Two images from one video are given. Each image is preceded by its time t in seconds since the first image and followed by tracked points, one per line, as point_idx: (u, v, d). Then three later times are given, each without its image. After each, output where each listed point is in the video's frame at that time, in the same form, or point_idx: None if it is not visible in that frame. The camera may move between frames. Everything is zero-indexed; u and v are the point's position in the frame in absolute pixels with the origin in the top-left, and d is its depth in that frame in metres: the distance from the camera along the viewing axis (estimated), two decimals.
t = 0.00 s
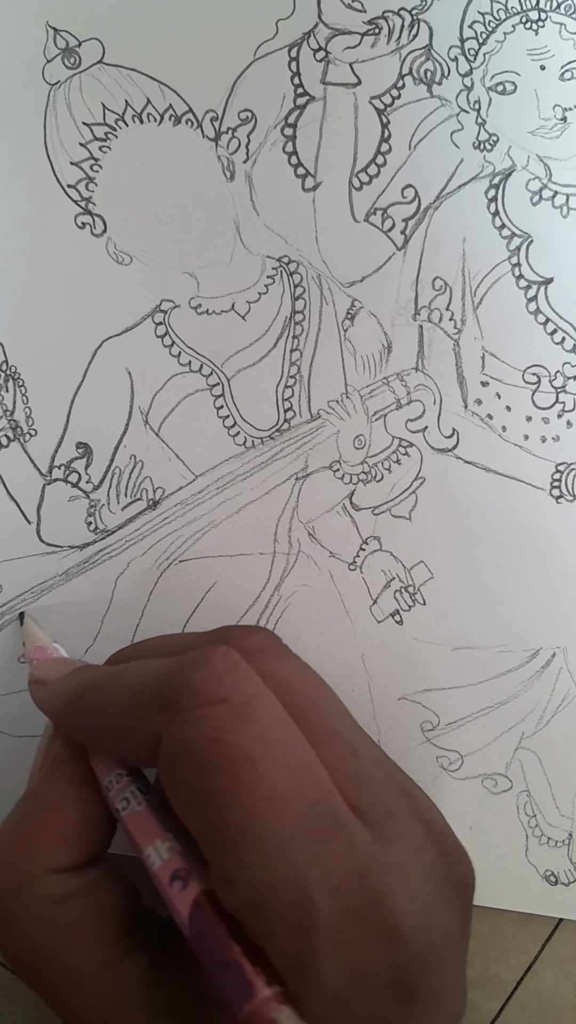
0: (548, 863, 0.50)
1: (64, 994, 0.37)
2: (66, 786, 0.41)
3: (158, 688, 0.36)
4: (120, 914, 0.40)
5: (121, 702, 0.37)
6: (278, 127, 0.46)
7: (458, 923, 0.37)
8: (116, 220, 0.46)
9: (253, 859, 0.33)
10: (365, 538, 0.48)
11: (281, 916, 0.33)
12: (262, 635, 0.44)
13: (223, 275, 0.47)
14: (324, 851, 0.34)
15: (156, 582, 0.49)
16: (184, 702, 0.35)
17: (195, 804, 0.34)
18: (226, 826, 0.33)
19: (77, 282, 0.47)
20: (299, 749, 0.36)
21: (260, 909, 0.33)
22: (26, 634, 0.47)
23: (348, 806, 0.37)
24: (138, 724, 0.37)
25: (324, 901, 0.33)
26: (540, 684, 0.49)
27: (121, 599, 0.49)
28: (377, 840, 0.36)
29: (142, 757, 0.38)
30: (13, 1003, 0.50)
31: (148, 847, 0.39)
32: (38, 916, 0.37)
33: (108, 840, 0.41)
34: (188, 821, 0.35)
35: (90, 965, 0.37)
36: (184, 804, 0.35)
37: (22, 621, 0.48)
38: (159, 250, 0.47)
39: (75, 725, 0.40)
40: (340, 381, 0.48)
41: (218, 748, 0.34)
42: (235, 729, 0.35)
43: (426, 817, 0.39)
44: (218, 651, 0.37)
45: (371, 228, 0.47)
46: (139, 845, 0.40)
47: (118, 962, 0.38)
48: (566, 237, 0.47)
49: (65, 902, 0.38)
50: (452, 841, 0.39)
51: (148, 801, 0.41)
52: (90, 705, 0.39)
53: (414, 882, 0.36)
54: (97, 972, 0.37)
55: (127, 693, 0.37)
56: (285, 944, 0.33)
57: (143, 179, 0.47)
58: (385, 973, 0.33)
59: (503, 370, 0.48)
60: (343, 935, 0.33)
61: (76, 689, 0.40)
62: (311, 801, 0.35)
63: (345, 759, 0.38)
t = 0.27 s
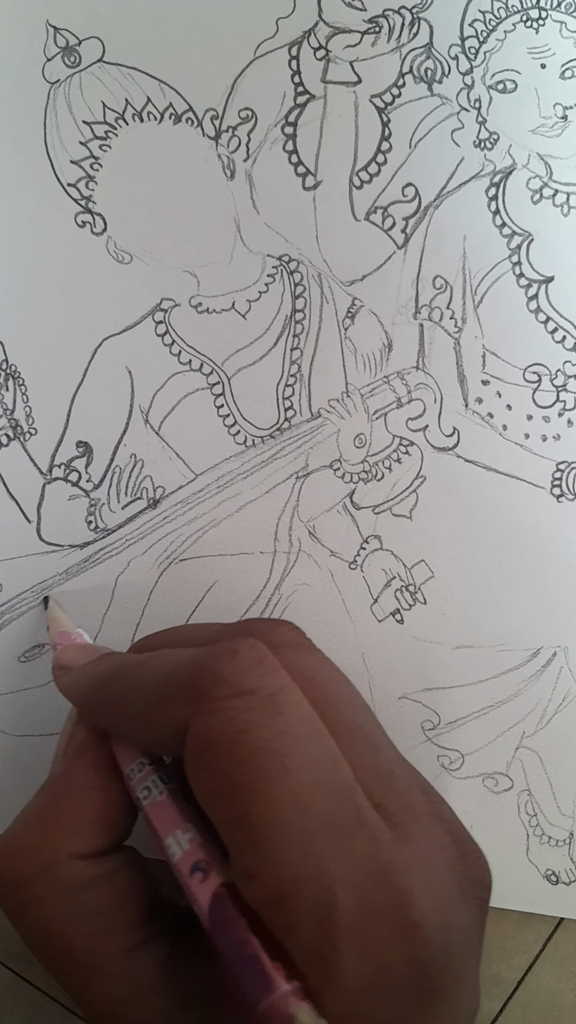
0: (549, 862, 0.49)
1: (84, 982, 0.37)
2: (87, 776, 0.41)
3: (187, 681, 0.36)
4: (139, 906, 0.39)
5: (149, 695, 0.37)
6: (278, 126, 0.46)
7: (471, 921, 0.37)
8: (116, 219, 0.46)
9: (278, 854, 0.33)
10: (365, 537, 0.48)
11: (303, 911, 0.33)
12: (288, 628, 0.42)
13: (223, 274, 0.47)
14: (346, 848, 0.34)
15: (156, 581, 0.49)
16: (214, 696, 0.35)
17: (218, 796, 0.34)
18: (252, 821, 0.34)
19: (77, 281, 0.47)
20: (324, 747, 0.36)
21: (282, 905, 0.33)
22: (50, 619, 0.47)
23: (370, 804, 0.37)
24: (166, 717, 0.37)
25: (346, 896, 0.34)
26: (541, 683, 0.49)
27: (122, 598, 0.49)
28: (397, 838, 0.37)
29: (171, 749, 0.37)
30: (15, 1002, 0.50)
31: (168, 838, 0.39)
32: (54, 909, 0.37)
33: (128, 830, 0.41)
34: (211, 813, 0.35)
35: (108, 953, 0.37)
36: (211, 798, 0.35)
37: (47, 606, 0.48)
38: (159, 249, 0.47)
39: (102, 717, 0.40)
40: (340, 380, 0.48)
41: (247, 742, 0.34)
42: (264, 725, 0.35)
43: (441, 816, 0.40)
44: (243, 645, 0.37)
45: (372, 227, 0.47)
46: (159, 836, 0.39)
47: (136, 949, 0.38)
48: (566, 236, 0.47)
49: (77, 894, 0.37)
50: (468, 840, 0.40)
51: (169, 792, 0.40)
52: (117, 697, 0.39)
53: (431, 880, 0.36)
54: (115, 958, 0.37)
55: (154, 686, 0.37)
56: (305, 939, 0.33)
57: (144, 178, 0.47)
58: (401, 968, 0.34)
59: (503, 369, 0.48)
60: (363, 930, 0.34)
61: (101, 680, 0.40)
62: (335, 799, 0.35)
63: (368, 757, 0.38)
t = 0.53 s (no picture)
0: (547, 862, 0.49)
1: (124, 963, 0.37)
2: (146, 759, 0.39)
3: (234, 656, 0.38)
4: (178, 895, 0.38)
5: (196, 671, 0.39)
6: (276, 126, 0.46)
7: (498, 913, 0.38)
8: (114, 218, 0.46)
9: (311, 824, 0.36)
10: (364, 537, 0.48)
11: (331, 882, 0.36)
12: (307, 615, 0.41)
13: (220, 274, 0.47)
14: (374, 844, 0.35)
15: (153, 581, 0.48)
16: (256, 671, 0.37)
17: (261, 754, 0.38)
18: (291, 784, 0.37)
19: (74, 281, 0.46)
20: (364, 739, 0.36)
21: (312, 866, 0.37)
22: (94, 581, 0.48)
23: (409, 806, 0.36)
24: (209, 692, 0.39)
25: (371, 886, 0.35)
26: (540, 684, 0.49)
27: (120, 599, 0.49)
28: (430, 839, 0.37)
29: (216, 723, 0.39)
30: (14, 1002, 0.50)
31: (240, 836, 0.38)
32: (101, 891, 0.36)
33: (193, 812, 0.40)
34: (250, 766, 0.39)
35: (149, 939, 0.37)
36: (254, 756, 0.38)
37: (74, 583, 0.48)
38: (157, 248, 0.46)
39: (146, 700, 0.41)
40: (338, 380, 0.47)
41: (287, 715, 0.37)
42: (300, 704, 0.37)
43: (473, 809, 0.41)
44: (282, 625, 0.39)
45: (370, 226, 0.47)
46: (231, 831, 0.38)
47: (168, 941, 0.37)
48: (564, 235, 0.47)
49: (117, 880, 0.37)
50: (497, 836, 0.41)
51: (239, 784, 0.40)
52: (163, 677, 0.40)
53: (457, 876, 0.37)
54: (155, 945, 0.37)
55: (199, 661, 0.38)
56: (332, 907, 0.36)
57: (141, 177, 0.46)
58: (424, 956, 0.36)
59: (501, 368, 0.48)
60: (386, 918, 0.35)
61: (157, 655, 0.40)
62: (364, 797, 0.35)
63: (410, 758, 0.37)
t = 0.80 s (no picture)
0: (545, 860, 0.49)
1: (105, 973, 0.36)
2: (118, 758, 0.39)
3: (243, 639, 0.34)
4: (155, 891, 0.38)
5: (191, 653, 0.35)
6: (268, 120, 0.46)
7: (521, 902, 0.37)
8: (105, 214, 0.46)
9: (336, 834, 0.31)
10: (359, 532, 0.48)
11: (361, 897, 0.31)
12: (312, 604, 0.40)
13: (213, 269, 0.46)
14: (407, 831, 0.33)
15: (147, 578, 0.48)
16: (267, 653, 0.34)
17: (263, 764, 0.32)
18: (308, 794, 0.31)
19: (66, 276, 0.46)
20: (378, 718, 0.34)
21: (335, 884, 0.31)
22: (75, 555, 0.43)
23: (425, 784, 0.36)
24: (215, 681, 0.34)
25: (406, 882, 0.32)
26: (537, 680, 0.48)
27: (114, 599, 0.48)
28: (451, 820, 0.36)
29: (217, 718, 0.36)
30: (7, 1004, 0.49)
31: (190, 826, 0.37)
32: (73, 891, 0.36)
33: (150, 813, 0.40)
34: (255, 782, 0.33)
35: (127, 944, 0.36)
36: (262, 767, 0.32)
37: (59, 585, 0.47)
38: (149, 244, 0.46)
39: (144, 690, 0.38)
40: (332, 375, 0.47)
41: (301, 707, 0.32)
42: (316, 688, 0.33)
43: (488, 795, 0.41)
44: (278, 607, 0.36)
45: (363, 221, 0.47)
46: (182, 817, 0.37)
47: (155, 942, 0.36)
48: (559, 229, 0.47)
49: (105, 885, 0.36)
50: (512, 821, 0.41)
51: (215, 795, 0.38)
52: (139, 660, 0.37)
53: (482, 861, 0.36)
54: (135, 951, 0.36)
55: (196, 658, 0.34)
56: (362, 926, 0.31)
57: (132, 172, 0.46)
58: (465, 953, 0.33)
59: (496, 363, 0.47)
60: (424, 915, 0.32)
61: (124, 649, 0.37)
62: (392, 782, 0.33)
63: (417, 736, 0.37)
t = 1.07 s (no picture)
0: (546, 864, 0.49)
1: (103, 980, 0.36)
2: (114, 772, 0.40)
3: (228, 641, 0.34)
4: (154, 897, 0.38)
5: (188, 659, 0.36)
6: (273, 125, 0.46)
7: (506, 885, 0.38)
8: (111, 218, 0.46)
9: (322, 830, 0.31)
10: (362, 537, 0.48)
11: (349, 886, 0.32)
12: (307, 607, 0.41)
13: (218, 274, 0.47)
14: (394, 823, 0.33)
15: (151, 582, 0.48)
16: (250, 652, 0.33)
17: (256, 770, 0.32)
18: (293, 795, 0.31)
19: (71, 281, 0.46)
20: (364, 718, 0.34)
21: (322, 872, 0.32)
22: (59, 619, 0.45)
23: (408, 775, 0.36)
24: (206, 684, 0.34)
25: (393, 870, 0.32)
26: (539, 684, 0.49)
27: (117, 603, 0.48)
28: (436, 809, 0.36)
29: (208, 723, 0.35)
30: (10, 1005, 0.50)
31: (195, 843, 0.37)
32: (71, 899, 0.36)
33: (149, 828, 0.40)
34: (248, 786, 0.32)
35: (126, 950, 0.36)
36: (250, 767, 0.32)
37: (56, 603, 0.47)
38: (154, 249, 0.46)
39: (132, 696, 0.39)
40: (336, 380, 0.47)
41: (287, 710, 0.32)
42: (297, 690, 0.32)
43: (471, 785, 0.41)
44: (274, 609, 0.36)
45: (368, 227, 0.47)
46: (189, 837, 0.38)
47: (154, 948, 0.36)
48: (562, 235, 0.47)
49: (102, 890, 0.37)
50: (496, 810, 0.41)
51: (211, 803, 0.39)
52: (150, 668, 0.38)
53: (467, 848, 0.36)
54: (134, 957, 0.36)
55: (196, 666, 0.35)
56: (350, 913, 0.32)
57: (138, 177, 0.46)
58: (455, 936, 0.33)
59: (499, 369, 0.48)
60: (416, 900, 0.33)
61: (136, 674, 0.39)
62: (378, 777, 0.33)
63: (401, 731, 0.37)
